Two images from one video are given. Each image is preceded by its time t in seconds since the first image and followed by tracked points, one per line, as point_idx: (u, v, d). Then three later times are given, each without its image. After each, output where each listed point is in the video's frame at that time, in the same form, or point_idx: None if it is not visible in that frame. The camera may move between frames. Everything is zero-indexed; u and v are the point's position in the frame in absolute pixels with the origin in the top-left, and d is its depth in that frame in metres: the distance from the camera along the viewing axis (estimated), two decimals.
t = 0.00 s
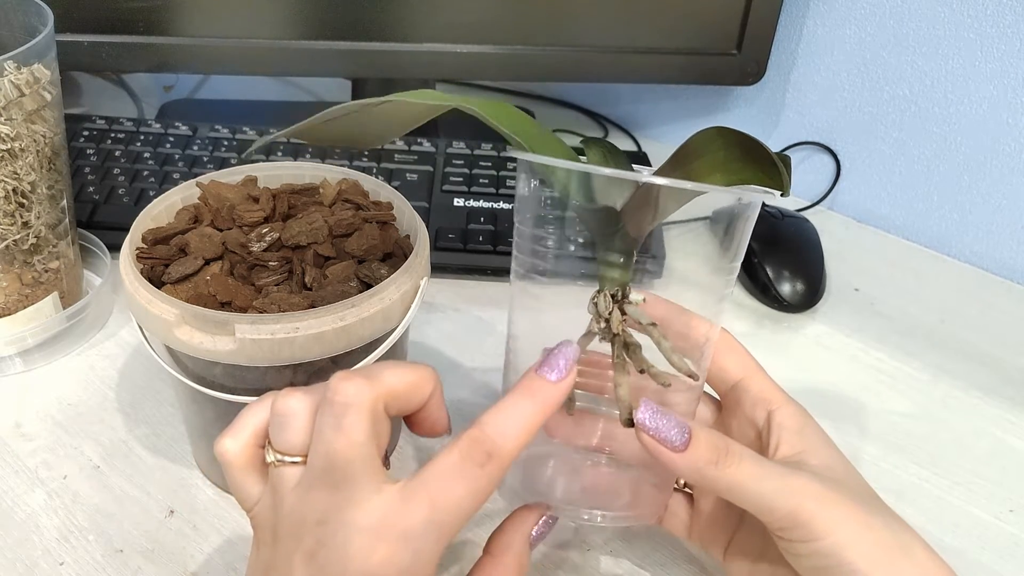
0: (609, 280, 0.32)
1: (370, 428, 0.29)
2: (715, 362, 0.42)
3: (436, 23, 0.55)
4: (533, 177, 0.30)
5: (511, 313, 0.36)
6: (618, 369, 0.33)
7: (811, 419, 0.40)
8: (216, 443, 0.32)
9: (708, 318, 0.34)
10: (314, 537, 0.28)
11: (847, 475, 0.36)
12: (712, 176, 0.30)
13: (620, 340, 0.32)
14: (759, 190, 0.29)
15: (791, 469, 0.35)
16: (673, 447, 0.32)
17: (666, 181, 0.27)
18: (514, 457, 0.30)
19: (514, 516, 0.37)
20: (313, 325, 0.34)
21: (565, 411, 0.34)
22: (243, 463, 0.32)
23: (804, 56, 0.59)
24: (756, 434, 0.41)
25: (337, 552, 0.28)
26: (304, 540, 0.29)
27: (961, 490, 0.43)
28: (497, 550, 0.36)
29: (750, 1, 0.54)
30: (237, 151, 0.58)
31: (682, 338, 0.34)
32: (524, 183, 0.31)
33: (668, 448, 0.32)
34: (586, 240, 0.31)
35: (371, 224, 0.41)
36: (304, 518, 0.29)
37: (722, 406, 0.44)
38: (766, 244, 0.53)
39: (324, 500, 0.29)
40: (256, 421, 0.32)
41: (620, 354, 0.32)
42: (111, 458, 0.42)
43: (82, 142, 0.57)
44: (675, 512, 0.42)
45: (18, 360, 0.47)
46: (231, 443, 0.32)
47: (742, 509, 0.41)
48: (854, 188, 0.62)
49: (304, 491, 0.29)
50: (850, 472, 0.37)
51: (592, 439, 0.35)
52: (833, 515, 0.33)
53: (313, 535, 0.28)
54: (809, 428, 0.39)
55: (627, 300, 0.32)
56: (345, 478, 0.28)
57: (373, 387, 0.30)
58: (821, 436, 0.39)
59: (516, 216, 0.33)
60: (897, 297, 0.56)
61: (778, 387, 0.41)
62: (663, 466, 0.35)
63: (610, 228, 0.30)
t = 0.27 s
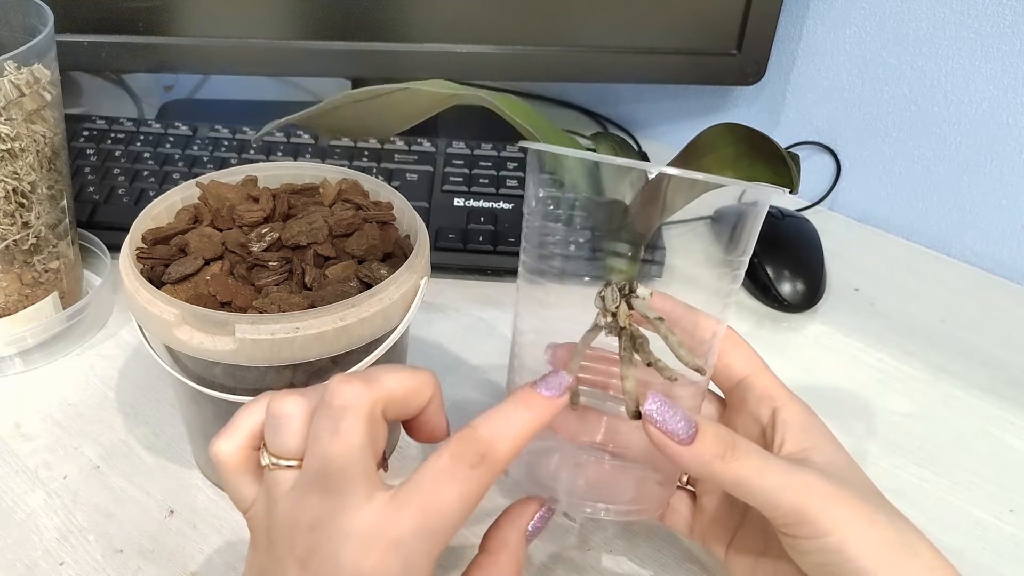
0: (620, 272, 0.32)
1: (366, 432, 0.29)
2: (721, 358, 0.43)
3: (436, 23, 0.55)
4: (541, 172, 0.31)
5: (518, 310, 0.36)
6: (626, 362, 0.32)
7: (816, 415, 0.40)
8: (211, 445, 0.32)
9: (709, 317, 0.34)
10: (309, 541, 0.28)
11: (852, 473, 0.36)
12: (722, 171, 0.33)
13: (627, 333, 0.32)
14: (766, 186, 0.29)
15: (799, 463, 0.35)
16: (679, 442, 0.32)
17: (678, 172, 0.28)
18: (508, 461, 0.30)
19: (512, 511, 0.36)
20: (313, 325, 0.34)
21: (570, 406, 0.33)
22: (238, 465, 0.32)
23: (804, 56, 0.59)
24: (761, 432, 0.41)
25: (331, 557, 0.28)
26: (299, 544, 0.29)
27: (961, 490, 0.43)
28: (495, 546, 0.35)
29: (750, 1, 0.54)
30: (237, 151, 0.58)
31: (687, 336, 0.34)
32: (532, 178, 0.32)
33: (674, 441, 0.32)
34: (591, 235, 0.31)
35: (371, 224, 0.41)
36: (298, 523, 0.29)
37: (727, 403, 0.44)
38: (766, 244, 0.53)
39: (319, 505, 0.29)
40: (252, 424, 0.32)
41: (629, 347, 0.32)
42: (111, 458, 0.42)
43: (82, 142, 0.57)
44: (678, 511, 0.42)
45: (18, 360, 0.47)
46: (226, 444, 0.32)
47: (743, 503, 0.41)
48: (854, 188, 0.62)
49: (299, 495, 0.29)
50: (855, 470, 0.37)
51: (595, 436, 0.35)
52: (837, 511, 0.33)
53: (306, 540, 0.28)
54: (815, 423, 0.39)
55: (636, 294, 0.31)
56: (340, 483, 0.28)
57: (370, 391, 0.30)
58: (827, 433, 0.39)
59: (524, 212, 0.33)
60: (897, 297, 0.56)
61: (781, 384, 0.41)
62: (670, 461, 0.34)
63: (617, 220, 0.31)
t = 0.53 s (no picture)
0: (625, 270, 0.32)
1: (362, 434, 0.29)
2: (724, 356, 0.43)
3: (436, 23, 0.55)
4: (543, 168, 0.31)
5: (519, 312, 0.36)
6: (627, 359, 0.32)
7: (817, 414, 0.40)
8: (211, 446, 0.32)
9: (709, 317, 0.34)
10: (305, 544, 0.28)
11: (853, 472, 0.36)
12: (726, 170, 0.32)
13: (628, 331, 0.32)
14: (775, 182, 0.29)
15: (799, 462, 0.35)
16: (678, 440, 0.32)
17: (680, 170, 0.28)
18: (499, 460, 0.31)
19: (512, 511, 0.36)
20: (314, 325, 0.34)
21: (571, 405, 0.34)
22: (237, 465, 0.32)
23: (804, 56, 0.59)
24: (762, 431, 0.41)
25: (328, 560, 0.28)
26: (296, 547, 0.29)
27: (961, 490, 0.43)
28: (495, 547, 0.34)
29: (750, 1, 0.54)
30: (237, 151, 0.58)
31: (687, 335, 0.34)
32: (535, 174, 0.32)
33: (675, 440, 0.32)
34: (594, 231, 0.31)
35: (371, 224, 0.41)
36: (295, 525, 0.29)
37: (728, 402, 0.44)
38: (765, 244, 0.53)
39: (315, 507, 0.29)
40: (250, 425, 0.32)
41: (630, 346, 0.32)
42: (111, 458, 0.42)
43: (82, 142, 0.57)
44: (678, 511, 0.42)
45: (18, 360, 0.47)
46: (225, 444, 0.32)
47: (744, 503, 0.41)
48: (854, 188, 0.62)
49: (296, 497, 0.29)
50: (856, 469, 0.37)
51: (596, 435, 0.35)
52: (837, 510, 0.33)
53: (302, 543, 0.28)
54: (816, 422, 0.39)
55: (638, 293, 0.32)
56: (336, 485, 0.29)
57: (366, 391, 0.30)
58: (828, 432, 0.39)
59: (528, 208, 0.33)
60: (897, 297, 0.56)
61: (784, 385, 0.41)
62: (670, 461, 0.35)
63: (619, 220, 0.30)
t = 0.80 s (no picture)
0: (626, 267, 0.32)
1: (374, 435, 0.30)
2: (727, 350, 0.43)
3: (436, 23, 0.55)
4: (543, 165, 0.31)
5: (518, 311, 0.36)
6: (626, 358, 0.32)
7: (820, 414, 0.40)
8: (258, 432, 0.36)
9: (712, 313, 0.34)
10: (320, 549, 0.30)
11: (852, 473, 0.36)
12: (727, 170, 0.31)
13: (627, 330, 0.32)
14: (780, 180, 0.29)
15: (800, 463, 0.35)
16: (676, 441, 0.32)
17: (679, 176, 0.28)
18: (394, 410, 0.31)
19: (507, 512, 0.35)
20: (313, 325, 0.34)
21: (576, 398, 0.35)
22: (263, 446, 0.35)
23: (804, 56, 0.59)
24: (762, 429, 0.41)
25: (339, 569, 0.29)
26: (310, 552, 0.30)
27: (961, 490, 0.43)
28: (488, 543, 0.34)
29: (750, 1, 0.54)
30: (237, 151, 0.58)
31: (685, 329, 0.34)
32: (535, 171, 0.32)
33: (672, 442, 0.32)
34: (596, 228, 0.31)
35: (371, 224, 0.41)
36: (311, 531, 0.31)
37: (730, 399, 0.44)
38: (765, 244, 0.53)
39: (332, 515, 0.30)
40: (272, 415, 0.33)
41: (630, 344, 0.32)
42: (111, 458, 0.42)
43: (82, 142, 0.57)
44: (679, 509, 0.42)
45: (18, 360, 0.47)
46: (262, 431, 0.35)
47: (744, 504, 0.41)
48: (854, 188, 0.62)
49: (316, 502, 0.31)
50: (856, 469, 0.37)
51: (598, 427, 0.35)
52: (838, 510, 0.33)
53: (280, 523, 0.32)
54: (817, 422, 0.39)
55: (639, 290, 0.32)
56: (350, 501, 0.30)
57: (385, 386, 0.31)
58: (829, 432, 0.39)
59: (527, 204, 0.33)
60: (897, 297, 0.56)
61: (787, 383, 0.41)
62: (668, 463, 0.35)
63: (620, 217, 0.31)
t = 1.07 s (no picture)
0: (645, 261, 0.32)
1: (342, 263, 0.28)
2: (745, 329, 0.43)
3: (436, 23, 0.55)
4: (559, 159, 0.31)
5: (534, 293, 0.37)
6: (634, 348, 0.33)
7: (831, 408, 0.40)
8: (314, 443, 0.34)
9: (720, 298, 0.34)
10: (306, 447, 0.27)
11: (855, 469, 0.36)
12: (747, 165, 0.30)
13: (636, 321, 0.33)
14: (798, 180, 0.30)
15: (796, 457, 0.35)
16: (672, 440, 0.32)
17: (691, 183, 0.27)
18: (347, 229, 0.29)
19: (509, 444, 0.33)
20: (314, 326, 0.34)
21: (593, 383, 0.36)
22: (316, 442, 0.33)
23: (804, 58, 0.59)
24: (773, 418, 0.41)
25: (330, 468, 0.27)
26: (302, 455, 0.28)
27: (961, 491, 0.43)
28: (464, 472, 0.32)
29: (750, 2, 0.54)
30: (237, 151, 0.58)
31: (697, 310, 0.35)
32: (553, 162, 0.32)
33: (664, 436, 0.32)
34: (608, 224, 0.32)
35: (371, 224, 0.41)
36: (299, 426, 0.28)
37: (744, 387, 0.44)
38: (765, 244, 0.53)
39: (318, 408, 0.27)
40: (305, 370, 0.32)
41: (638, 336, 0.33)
42: (110, 458, 0.42)
43: (82, 142, 0.57)
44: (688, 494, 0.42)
45: (17, 360, 0.47)
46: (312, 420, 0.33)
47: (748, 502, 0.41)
48: (854, 189, 0.62)
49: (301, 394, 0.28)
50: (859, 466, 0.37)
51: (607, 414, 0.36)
52: (834, 507, 0.33)
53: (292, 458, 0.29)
54: (826, 413, 0.39)
55: (653, 282, 0.32)
56: (333, 384, 0.27)
57: (338, 208, 0.29)
58: (837, 425, 0.39)
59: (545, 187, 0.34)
60: (897, 298, 0.56)
61: (800, 372, 0.41)
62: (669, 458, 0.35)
63: (633, 217, 0.31)
